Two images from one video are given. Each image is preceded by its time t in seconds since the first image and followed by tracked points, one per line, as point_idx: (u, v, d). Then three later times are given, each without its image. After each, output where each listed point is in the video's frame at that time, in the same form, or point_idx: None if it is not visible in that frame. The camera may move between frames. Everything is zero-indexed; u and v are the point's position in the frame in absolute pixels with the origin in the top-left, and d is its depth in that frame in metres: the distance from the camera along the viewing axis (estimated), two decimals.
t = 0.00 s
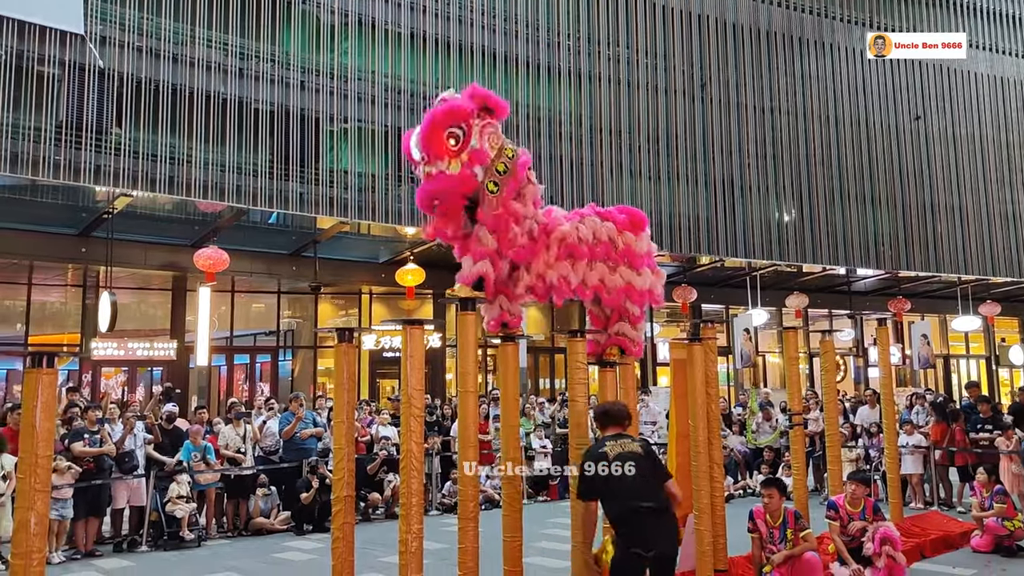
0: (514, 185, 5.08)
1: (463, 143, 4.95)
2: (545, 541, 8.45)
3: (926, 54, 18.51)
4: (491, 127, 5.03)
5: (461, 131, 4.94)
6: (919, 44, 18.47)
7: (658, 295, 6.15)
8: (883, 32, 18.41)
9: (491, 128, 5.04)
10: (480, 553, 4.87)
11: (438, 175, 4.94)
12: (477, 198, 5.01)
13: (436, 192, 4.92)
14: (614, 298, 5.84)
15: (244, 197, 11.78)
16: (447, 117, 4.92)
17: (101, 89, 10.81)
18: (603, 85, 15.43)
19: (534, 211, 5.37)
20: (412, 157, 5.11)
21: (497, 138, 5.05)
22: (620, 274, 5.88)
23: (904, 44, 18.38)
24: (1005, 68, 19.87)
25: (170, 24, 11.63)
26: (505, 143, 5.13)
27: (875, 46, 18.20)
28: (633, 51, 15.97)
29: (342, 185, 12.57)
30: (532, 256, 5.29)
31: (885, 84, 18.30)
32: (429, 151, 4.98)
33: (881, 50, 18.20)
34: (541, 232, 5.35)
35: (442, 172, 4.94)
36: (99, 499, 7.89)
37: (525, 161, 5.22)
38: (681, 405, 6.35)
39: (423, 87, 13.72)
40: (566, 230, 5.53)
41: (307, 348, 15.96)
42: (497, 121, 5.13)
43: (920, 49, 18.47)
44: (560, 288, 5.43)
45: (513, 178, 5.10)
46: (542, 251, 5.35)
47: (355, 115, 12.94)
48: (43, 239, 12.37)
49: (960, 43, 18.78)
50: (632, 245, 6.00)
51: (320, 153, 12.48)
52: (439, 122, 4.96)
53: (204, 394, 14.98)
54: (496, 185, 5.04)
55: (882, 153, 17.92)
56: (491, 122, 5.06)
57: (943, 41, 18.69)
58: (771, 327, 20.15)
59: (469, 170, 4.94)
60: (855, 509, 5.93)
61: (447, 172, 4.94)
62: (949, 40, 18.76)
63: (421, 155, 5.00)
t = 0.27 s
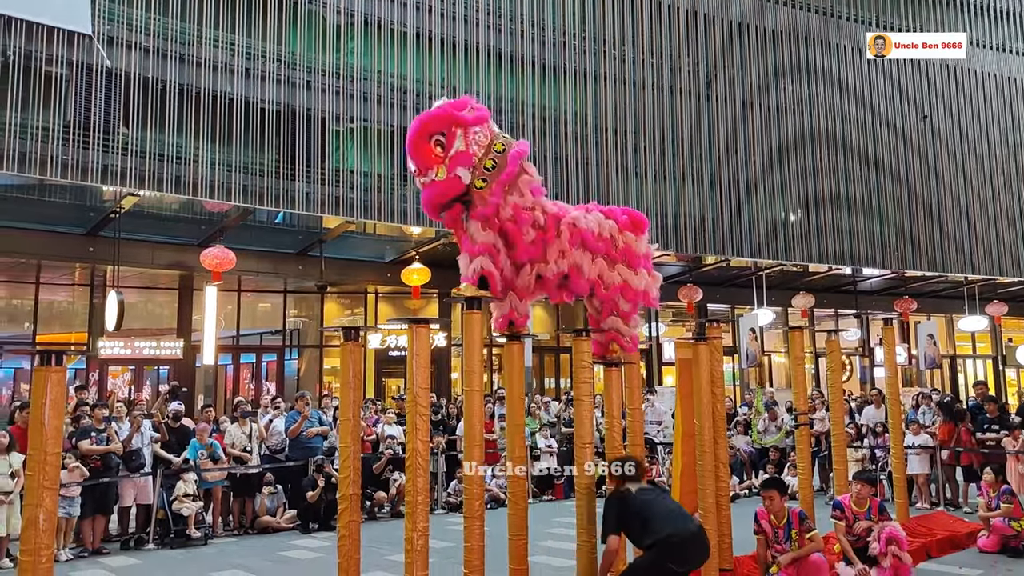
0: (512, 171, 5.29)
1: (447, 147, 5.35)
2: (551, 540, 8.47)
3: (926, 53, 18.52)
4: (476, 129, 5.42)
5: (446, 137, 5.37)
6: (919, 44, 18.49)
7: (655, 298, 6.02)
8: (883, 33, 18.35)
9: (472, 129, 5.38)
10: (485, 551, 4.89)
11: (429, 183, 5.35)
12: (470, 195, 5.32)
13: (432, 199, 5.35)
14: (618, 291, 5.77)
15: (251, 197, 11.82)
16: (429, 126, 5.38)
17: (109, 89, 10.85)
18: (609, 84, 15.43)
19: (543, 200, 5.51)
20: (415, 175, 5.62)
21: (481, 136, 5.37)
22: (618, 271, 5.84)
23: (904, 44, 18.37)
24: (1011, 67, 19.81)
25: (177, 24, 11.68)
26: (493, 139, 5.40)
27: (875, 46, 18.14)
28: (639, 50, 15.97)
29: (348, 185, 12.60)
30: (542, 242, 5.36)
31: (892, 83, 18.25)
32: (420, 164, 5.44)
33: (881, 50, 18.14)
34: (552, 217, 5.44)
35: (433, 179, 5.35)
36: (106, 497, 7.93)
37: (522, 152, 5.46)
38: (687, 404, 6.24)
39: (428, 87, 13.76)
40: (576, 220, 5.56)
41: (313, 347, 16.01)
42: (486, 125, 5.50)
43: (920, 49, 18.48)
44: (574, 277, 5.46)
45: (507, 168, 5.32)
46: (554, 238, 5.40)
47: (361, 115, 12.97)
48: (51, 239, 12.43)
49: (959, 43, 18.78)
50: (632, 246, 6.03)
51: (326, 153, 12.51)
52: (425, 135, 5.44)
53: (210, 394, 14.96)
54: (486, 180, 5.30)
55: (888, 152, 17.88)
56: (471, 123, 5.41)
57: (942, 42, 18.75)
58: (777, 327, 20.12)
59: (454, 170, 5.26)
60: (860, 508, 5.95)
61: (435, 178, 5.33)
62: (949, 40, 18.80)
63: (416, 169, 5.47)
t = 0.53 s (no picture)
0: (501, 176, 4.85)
1: (444, 148, 5.14)
2: (555, 540, 8.48)
3: (926, 53, 18.40)
4: (476, 129, 5.07)
5: (447, 136, 5.13)
6: (919, 44, 18.39)
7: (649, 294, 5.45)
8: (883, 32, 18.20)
9: (467, 131, 5.06)
10: (490, 550, 4.90)
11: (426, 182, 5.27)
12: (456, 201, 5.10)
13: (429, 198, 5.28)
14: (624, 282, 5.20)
15: (256, 196, 11.85)
16: (434, 123, 5.14)
17: (116, 88, 10.90)
18: (614, 84, 15.41)
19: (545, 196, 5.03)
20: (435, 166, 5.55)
21: (475, 139, 5.03)
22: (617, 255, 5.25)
23: (903, 44, 18.30)
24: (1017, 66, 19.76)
25: (183, 24, 11.72)
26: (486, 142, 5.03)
27: (875, 47, 17.99)
28: (644, 50, 15.96)
29: (353, 184, 12.62)
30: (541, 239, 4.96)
31: (897, 83, 18.20)
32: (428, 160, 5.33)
33: (881, 50, 17.97)
34: (558, 215, 4.97)
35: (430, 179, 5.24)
36: (112, 495, 7.96)
37: (522, 153, 4.97)
38: (691, 405, 6.38)
39: (434, 86, 13.75)
40: (582, 216, 5.13)
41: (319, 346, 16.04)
42: (493, 124, 5.12)
43: (920, 49, 18.39)
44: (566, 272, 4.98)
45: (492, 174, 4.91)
46: (548, 232, 4.96)
47: (366, 114, 12.99)
48: (58, 238, 12.48)
49: (959, 43, 18.63)
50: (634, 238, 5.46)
51: (331, 152, 12.53)
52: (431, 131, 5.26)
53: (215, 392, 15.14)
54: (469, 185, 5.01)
55: (893, 152, 17.83)
56: (469, 124, 5.07)
57: (942, 42, 18.60)
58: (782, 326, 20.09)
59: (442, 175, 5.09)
60: (865, 508, 5.92)
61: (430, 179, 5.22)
62: (949, 40, 18.65)
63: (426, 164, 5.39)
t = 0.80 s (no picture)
0: (493, 170, 5.03)
1: (459, 120, 5.33)
2: (559, 539, 8.49)
3: (927, 53, 18.33)
4: (490, 116, 5.20)
5: (466, 110, 5.30)
6: (919, 44, 18.32)
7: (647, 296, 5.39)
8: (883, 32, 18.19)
9: (482, 116, 5.21)
10: (494, 549, 4.89)
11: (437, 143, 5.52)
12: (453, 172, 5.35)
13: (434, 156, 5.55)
14: (619, 283, 5.17)
15: (261, 195, 11.87)
16: (457, 98, 5.33)
17: (121, 88, 10.93)
18: (618, 83, 15.41)
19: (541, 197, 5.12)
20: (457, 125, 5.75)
21: (485, 125, 5.19)
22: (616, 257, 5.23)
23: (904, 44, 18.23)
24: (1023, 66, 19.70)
25: (189, 24, 11.74)
26: (494, 132, 5.18)
27: (875, 46, 17.99)
28: (648, 49, 15.95)
29: (357, 183, 12.64)
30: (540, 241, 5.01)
31: (903, 82, 18.14)
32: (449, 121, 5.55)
33: (881, 50, 18.00)
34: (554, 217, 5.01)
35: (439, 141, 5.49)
36: (117, 494, 7.98)
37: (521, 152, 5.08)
38: (695, 404, 6.41)
39: (438, 86, 13.76)
40: (575, 220, 5.13)
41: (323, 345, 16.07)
42: (506, 117, 5.20)
43: (920, 49, 18.32)
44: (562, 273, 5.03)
45: (485, 165, 5.10)
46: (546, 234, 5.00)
47: (371, 113, 13.01)
48: (64, 237, 12.52)
49: (959, 43, 18.61)
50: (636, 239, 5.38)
51: (336, 152, 12.54)
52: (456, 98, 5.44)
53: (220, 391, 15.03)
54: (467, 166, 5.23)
55: (899, 151, 17.79)
56: (487, 109, 5.20)
57: (943, 41, 18.52)
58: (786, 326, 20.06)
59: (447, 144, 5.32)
60: (869, 507, 5.86)
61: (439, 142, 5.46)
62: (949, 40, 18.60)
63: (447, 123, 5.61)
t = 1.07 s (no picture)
0: (501, 167, 5.26)
1: (470, 107, 5.48)
2: (564, 537, 8.49)
3: (927, 53, 18.37)
4: (503, 110, 5.38)
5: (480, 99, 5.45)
6: (919, 44, 18.30)
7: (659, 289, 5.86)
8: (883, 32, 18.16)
9: (495, 109, 5.38)
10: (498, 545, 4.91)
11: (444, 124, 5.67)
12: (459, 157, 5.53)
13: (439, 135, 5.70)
14: (626, 282, 5.61)
15: (266, 193, 11.89)
16: (475, 83, 5.46)
17: (127, 87, 10.95)
18: (623, 81, 15.39)
19: (544, 198, 5.34)
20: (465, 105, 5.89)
21: (497, 119, 5.37)
22: (620, 255, 5.69)
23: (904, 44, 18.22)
24: None
25: (193, 22, 11.76)
26: (505, 127, 5.37)
27: (876, 46, 17.95)
28: (653, 47, 15.92)
29: (362, 182, 12.65)
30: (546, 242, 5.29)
31: (909, 80, 18.08)
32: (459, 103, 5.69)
33: (881, 50, 17.96)
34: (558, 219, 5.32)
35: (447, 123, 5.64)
36: (123, 491, 8.00)
37: (530, 152, 5.33)
38: (700, 402, 6.36)
39: (443, 84, 13.77)
40: (570, 227, 5.38)
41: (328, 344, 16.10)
42: (519, 114, 5.40)
43: (920, 49, 18.31)
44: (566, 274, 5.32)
45: (493, 158, 5.34)
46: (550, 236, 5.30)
47: (376, 112, 13.02)
48: (69, 236, 12.56)
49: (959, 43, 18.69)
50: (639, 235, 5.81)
51: (341, 150, 12.56)
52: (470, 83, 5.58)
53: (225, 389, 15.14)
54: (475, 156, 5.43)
55: (904, 150, 17.75)
56: (501, 103, 5.37)
57: (942, 42, 18.61)
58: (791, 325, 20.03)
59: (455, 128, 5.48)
60: (872, 506, 5.86)
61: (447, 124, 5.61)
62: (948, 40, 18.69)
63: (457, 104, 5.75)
